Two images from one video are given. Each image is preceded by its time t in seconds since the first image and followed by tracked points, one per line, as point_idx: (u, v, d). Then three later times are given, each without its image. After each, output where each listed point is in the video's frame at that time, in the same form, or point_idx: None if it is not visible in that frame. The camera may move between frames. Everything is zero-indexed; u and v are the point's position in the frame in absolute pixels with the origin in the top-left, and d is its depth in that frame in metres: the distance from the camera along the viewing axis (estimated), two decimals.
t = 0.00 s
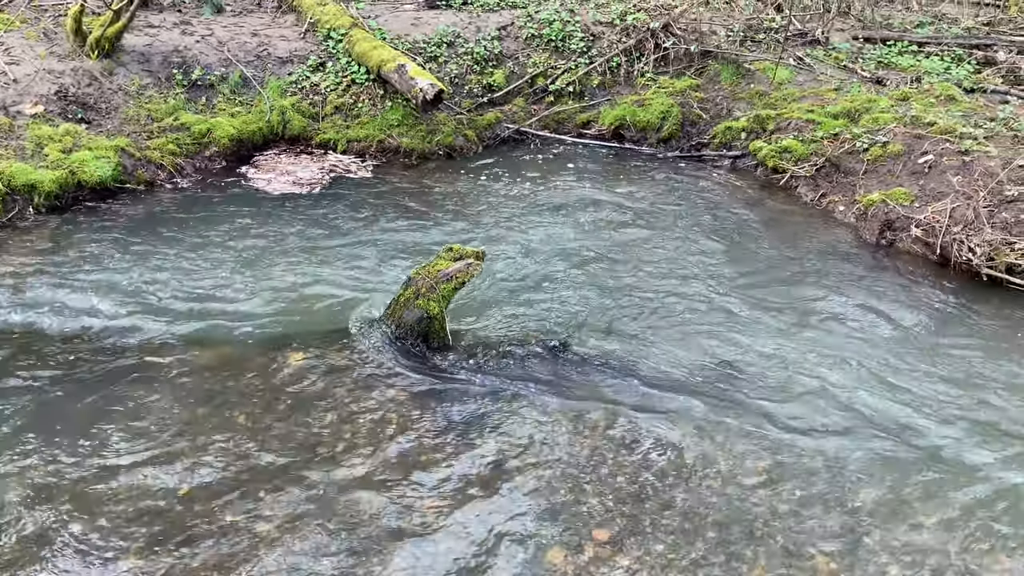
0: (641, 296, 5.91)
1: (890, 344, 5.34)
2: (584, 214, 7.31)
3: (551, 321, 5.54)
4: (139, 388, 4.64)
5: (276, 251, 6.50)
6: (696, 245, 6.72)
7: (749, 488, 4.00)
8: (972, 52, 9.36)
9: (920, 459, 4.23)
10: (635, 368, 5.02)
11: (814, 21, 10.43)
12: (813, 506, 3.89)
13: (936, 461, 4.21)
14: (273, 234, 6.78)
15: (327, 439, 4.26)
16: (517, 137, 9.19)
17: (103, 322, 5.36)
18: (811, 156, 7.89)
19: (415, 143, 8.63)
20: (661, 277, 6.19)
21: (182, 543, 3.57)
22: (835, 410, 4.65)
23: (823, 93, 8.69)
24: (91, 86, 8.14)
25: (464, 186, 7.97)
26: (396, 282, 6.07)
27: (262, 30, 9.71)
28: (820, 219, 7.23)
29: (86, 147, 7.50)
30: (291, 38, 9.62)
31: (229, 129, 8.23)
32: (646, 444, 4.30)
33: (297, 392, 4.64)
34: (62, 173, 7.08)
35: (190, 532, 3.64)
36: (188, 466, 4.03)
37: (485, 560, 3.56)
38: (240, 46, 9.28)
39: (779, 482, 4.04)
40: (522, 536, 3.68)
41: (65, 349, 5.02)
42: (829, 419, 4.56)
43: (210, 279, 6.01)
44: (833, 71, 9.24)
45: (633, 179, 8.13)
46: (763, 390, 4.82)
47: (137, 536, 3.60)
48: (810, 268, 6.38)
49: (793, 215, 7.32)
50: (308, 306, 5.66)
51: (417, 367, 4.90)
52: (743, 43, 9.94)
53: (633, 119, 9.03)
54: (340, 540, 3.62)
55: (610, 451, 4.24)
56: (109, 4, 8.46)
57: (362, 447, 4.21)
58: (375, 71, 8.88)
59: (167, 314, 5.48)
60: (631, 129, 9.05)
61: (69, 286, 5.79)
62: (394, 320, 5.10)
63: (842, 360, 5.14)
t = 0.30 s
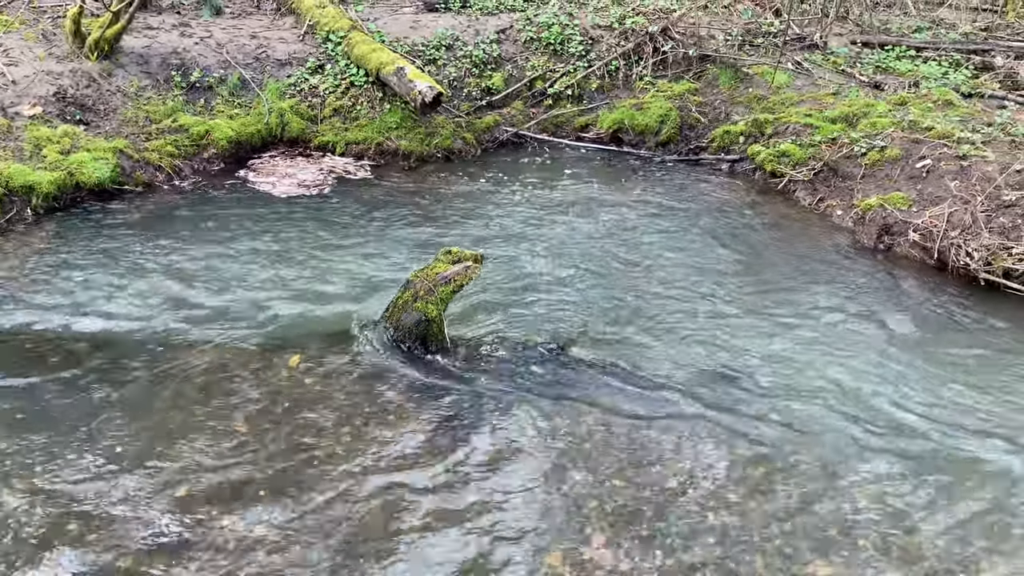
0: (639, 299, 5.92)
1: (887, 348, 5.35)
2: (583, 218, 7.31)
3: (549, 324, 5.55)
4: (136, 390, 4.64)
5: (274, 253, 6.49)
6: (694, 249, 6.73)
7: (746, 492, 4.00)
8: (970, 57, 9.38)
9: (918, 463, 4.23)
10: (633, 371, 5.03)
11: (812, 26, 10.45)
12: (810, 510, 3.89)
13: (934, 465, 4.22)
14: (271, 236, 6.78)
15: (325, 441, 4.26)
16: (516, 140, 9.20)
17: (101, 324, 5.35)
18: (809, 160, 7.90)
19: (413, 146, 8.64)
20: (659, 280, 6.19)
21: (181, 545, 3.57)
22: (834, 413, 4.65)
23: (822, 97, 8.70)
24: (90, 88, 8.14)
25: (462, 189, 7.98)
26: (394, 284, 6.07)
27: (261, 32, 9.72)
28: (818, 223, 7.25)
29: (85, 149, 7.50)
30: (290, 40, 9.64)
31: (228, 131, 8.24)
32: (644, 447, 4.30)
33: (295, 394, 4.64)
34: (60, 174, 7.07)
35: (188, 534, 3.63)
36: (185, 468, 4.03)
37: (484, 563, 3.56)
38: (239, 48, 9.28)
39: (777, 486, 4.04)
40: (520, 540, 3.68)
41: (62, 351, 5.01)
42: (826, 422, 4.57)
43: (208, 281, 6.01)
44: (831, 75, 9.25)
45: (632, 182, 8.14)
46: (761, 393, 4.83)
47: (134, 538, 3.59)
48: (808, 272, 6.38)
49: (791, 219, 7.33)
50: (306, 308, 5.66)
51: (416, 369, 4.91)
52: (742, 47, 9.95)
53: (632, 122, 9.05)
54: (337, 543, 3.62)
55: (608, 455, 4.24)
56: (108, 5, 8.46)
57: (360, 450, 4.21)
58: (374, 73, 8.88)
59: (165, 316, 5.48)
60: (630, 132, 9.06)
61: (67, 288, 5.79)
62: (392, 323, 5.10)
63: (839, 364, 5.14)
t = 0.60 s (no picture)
0: (640, 300, 5.92)
1: (889, 350, 5.35)
2: (585, 219, 7.31)
3: (551, 325, 5.55)
4: (137, 389, 4.64)
5: (276, 253, 6.49)
6: (696, 250, 6.73)
7: (748, 493, 4.00)
8: (972, 59, 9.37)
9: (919, 465, 4.23)
10: (635, 372, 5.03)
11: (814, 28, 10.44)
12: (812, 512, 3.88)
13: (935, 467, 4.21)
14: (273, 237, 6.78)
15: (326, 442, 4.26)
16: (518, 141, 9.21)
17: (103, 324, 5.35)
18: (811, 161, 7.90)
19: (415, 146, 8.63)
20: (661, 282, 6.19)
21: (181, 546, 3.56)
22: (835, 415, 4.65)
23: (824, 99, 8.70)
24: (92, 88, 8.15)
25: (464, 190, 7.98)
26: (395, 285, 6.07)
27: (263, 33, 9.75)
28: (820, 225, 7.24)
29: (86, 148, 7.50)
30: (292, 41, 9.66)
31: (230, 133, 8.27)
32: (646, 449, 4.30)
33: (296, 395, 4.64)
34: (62, 174, 7.07)
35: (188, 534, 3.63)
36: (186, 467, 4.03)
37: (485, 564, 3.55)
38: (241, 49, 9.30)
39: (778, 488, 4.04)
40: (522, 540, 3.67)
41: (64, 351, 5.01)
42: (828, 424, 4.56)
43: (209, 281, 6.01)
44: (833, 77, 9.25)
45: (633, 184, 8.14)
46: (763, 395, 4.82)
47: (135, 537, 3.59)
48: (810, 274, 6.38)
49: (793, 221, 7.33)
50: (308, 309, 5.66)
51: (417, 371, 4.90)
52: (744, 48, 9.96)
53: (634, 123, 9.05)
54: (339, 543, 3.62)
55: (609, 456, 4.24)
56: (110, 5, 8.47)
57: (361, 450, 4.20)
58: (375, 74, 8.89)
59: (167, 316, 5.48)
60: (631, 134, 9.06)
61: (69, 287, 5.79)
62: (394, 323, 5.10)
63: (842, 366, 5.14)
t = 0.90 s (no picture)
0: (647, 300, 5.90)
1: (896, 350, 5.33)
2: (591, 219, 7.30)
3: (557, 325, 5.54)
4: (144, 389, 4.64)
5: (282, 253, 6.49)
6: (702, 250, 6.72)
7: (756, 494, 3.99)
8: (979, 59, 9.33)
9: (927, 466, 4.21)
10: (641, 372, 5.02)
11: (821, 27, 10.41)
12: (820, 513, 3.87)
13: (943, 468, 4.19)
14: (278, 236, 6.78)
15: (333, 441, 4.26)
16: (523, 141, 9.20)
17: (109, 323, 5.35)
18: (818, 161, 7.89)
19: (421, 146, 8.63)
20: (668, 281, 6.18)
21: (187, 547, 3.55)
22: (844, 415, 4.63)
23: (830, 99, 8.67)
24: (98, 87, 8.16)
25: (470, 190, 7.97)
26: (401, 285, 6.07)
27: (269, 33, 9.77)
28: (827, 225, 7.22)
29: (93, 148, 7.51)
30: (298, 41, 9.68)
31: (236, 132, 8.27)
32: (653, 449, 4.28)
33: (302, 395, 4.64)
34: (69, 173, 7.08)
35: (195, 534, 3.63)
36: (193, 467, 4.03)
37: (490, 565, 3.54)
38: (247, 48, 9.32)
39: (786, 488, 4.03)
40: (528, 541, 3.67)
41: (71, 350, 5.02)
42: (835, 424, 4.54)
43: (215, 280, 6.01)
44: (839, 76, 9.23)
45: (639, 183, 8.13)
46: (770, 396, 4.81)
47: (143, 537, 3.59)
48: (816, 274, 6.36)
49: (799, 221, 7.31)
50: (314, 309, 5.65)
51: (423, 370, 4.90)
52: (749, 48, 9.93)
53: (639, 123, 9.03)
54: (346, 543, 3.62)
55: (615, 456, 4.23)
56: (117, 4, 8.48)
57: (368, 450, 4.20)
58: (381, 74, 8.89)
59: (173, 316, 5.48)
60: (637, 133, 9.05)
61: (76, 287, 5.80)
62: (400, 323, 5.09)
63: (849, 367, 5.12)
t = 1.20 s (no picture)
0: (653, 300, 5.90)
1: (902, 351, 5.32)
2: (597, 219, 7.30)
3: (563, 324, 5.54)
4: (151, 389, 4.66)
5: (289, 253, 6.51)
6: (708, 250, 6.71)
7: (762, 494, 3.99)
8: (986, 58, 9.31)
9: (933, 466, 4.20)
10: (647, 372, 5.02)
11: (827, 27, 10.40)
12: (826, 513, 3.86)
13: (950, 468, 4.19)
14: (285, 236, 6.81)
15: (339, 441, 4.27)
16: (529, 141, 9.21)
17: (117, 323, 5.37)
18: (824, 161, 7.88)
19: (427, 146, 8.63)
20: (674, 282, 6.17)
21: (195, 545, 3.58)
22: (850, 415, 4.63)
23: (837, 99, 8.66)
24: (106, 88, 8.19)
25: (476, 190, 7.98)
26: (407, 284, 6.08)
27: (276, 33, 9.80)
28: (833, 225, 7.22)
29: (100, 148, 7.54)
30: (305, 41, 9.71)
31: (243, 132, 8.30)
32: (658, 450, 4.29)
33: (308, 394, 4.65)
34: (77, 173, 7.11)
35: (203, 533, 3.64)
36: (200, 466, 4.05)
37: (497, 565, 3.56)
38: (254, 49, 9.35)
39: (792, 488, 4.03)
40: (534, 540, 3.67)
41: (79, 349, 5.04)
42: (842, 425, 4.53)
43: (222, 280, 6.03)
44: (846, 76, 9.22)
45: (644, 183, 8.13)
46: (775, 395, 4.81)
47: (150, 536, 3.61)
48: (823, 275, 6.35)
49: (805, 221, 7.30)
50: (320, 308, 5.67)
51: (428, 370, 4.91)
52: (756, 48, 9.93)
53: (645, 123, 9.04)
54: (352, 543, 3.63)
55: (621, 456, 4.23)
56: (125, 5, 8.52)
57: (373, 450, 4.21)
58: (387, 74, 8.90)
59: (180, 315, 5.50)
60: (643, 133, 9.06)
61: (83, 286, 5.82)
62: (406, 323, 5.11)
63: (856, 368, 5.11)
